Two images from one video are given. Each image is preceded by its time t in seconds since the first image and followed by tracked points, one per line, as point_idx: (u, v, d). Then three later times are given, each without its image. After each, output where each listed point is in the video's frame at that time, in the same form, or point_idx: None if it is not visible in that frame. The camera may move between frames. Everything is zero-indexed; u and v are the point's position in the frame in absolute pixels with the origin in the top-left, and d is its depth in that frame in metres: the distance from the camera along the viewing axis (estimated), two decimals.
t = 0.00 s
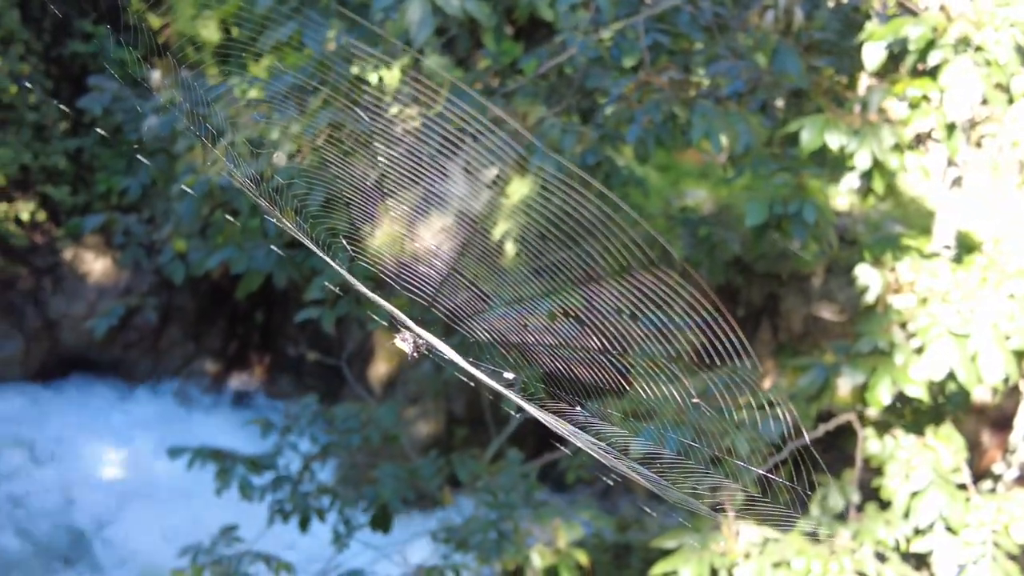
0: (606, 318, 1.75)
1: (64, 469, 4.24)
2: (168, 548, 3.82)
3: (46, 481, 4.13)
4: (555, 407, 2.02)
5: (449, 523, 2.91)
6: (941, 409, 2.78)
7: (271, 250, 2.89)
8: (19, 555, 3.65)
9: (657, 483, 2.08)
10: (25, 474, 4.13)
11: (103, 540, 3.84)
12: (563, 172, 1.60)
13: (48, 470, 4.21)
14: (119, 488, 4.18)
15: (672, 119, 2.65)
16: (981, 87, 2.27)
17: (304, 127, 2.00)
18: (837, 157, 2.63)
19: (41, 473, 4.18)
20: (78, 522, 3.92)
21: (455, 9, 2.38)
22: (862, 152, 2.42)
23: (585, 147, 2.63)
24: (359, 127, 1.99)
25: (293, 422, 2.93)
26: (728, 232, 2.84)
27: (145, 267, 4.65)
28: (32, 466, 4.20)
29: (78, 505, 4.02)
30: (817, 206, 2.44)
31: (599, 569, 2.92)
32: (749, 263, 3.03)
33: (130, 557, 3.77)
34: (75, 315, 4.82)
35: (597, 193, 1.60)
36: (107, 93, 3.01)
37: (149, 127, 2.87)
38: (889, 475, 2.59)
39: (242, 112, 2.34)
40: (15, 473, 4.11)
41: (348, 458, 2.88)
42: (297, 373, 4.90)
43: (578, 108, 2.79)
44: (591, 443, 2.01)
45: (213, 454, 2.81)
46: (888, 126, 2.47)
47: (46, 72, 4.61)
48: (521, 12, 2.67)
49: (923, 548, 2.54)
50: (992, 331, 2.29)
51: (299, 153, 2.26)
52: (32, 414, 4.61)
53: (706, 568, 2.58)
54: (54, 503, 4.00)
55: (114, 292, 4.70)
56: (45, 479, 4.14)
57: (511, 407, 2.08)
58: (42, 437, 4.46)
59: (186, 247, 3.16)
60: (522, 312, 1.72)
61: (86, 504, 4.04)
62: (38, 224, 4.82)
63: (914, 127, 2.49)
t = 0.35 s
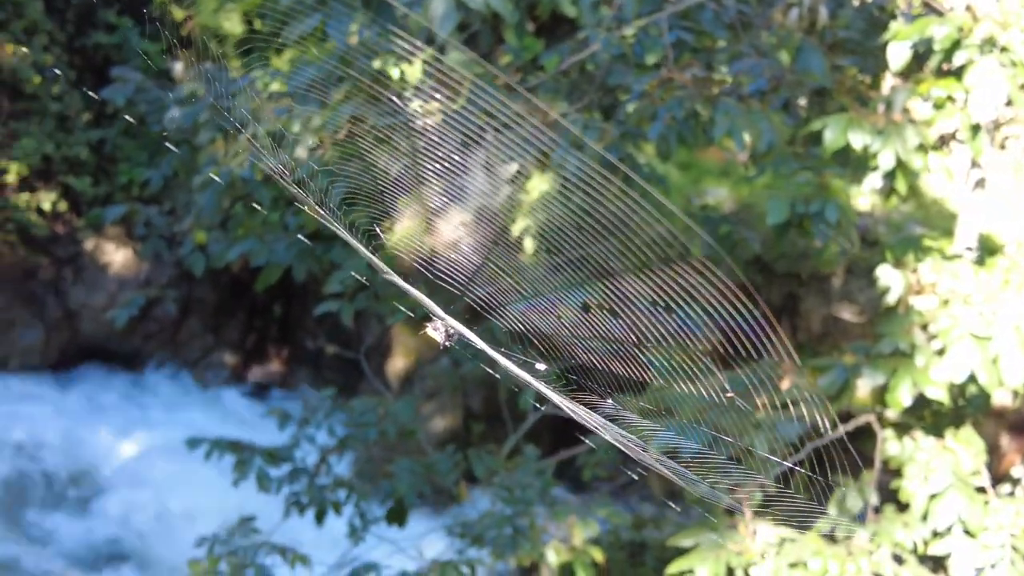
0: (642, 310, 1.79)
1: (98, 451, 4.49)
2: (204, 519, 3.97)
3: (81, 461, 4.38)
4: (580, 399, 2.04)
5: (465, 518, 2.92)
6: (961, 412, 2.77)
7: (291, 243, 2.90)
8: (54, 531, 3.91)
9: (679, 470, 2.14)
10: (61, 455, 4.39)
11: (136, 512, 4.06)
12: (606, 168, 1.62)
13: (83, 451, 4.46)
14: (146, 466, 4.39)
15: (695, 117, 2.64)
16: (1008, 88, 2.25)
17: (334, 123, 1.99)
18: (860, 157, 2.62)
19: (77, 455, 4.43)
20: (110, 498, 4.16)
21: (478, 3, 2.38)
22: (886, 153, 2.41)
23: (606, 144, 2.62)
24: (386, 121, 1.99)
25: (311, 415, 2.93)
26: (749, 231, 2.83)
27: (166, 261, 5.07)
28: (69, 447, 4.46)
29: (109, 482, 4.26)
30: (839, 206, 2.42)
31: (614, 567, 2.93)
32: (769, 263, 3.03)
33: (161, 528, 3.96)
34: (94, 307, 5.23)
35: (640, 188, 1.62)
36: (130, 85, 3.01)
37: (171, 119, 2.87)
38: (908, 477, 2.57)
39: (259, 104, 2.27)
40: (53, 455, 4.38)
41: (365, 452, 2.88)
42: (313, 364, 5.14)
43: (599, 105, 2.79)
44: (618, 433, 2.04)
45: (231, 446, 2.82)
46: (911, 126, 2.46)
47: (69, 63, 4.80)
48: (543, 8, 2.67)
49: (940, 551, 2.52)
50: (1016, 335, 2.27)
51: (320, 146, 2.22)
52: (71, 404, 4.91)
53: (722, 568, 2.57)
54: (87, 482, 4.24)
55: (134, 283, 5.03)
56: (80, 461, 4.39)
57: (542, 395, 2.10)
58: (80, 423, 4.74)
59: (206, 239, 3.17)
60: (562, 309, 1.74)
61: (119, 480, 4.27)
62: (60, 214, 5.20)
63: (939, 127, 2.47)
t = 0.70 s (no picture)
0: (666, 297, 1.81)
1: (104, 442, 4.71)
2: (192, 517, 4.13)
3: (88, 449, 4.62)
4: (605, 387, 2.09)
5: (478, 513, 2.92)
6: (979, 414, 2.75)
7: (309, 235, 2.91)
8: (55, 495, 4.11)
9: (701, 456, 2.22)
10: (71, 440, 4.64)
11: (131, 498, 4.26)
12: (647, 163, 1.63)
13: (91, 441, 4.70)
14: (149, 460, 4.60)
15: (714, 114, 2.63)
16: None
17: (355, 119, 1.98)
18: (880, 156, 2.61)
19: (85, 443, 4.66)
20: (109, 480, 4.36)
21: None
22: (907, 152, 2.40)
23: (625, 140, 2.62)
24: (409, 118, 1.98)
25: (326, 407, 2.94)
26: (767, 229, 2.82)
27: (182, 251, 5.21)
28: (79, 435, 4.71)
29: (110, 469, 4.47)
30: (858, 205, 2.41)
31: (626, 564, 2.93)
32: (786, 262, 3.02)
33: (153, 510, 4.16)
34: (111, 296, 5.42)
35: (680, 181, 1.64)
36: (151, 76, 3.02)
37: (191, 110, 2.88)
38: (924, 478, 2.55)
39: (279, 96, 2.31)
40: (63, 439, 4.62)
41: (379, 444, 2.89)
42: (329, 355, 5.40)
43: (619, 101, 2.79)
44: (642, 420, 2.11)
45: (246, 437, 2.82)
46: (933, 125, 2.45)
47: (91, 54, 5.31)
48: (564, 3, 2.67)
49: (956, 553, 2.51)
50: None
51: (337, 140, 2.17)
52: (84, 404, 5.03)
53: (736, 566, 2.58)
54: (91, 466, 4.47)
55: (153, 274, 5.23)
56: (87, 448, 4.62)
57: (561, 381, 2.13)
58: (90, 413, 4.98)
59: (224, 231, 3.17)
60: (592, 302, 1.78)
61: (117, 470, 4.46)
62: (79, 204, 5.50)
63: (960, 127, 2.45)
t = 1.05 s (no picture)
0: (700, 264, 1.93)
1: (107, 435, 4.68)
2: (197, 509, 4.12)
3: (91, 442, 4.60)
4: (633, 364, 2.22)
5: (491, 506, 2.91)
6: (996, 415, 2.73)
7: (324, 226, 2.90)
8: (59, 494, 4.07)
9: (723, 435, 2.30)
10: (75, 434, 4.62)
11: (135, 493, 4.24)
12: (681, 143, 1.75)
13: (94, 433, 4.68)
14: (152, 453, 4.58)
15: (733, 108, 2.62)
16: None
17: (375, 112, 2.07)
18: (900, 153, 2.59)
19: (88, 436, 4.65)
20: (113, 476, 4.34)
21: None
22: (927, 149, 2.38)
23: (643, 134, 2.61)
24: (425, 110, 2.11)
25: (340, 398, 2.94)
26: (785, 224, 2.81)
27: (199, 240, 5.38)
28: (83, 428, 4.68)
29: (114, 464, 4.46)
30: (878, 201, 2.38)
31: (638, 558, 2.93)
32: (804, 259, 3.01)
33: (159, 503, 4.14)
34: (127, 285, 5.52)
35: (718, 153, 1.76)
36: (169, 65, 3.01)
37: (209, 100, 2.88)
38: (940, 477, 2.52)
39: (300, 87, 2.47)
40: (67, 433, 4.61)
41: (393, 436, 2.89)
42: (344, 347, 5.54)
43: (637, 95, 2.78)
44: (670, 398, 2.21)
45: (260, 426, 2.83)
46: (954, 123, 2.43)
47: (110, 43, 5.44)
48: None
49: (971, 552, 2.47)
50: None
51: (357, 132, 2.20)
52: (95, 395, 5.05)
53: (749, 561, 2.50)
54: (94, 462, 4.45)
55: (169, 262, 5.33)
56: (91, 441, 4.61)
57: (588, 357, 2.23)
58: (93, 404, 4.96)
59: (240, 221, 3.15)
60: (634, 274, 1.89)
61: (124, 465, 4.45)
62: (96, 192, 5.68)
63: (981, 125, 2.43)
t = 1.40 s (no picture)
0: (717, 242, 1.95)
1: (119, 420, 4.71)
2: (208, 501, 4.17)
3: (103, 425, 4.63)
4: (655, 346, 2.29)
5: (504, 498, 2.91)
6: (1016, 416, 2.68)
7: (341, 217, 2.91)
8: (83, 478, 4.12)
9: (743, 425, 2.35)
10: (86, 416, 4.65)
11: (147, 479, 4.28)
12: (700, 138, 1.81)
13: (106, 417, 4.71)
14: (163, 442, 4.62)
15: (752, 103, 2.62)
16: None
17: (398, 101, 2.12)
18: (919, 150, 2.58)
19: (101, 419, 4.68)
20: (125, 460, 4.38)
21: None
22: (947, 146, 2.37)
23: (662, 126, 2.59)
24: (442, 99, 2.16)
25: (354, 388, 2.93)
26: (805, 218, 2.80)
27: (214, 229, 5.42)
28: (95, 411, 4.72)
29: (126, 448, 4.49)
30: (900, 198, 2.39)
31: (650, 552, 3.00)
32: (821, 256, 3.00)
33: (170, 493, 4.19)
34: (144, 273, 5.57)
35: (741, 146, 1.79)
36: (188, 54, 3.01)
37: (227, 89, 2.90)
38: (953, 477, 2.46)
39: (318, 78, 2.57)
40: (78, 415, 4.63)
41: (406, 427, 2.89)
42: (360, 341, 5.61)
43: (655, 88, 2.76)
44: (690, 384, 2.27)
45: (275, 416, 2.83)
46: (975, 120, 2.41)
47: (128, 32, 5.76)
48: None
49: (985, 553, 2.42)
50: None
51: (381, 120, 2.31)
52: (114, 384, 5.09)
53: (762, 557, 2.49)
54: (110, 445, 4.48)
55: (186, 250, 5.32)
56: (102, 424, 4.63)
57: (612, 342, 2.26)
58: (103, 391, 4.99)
59: (257, 210, 3.16)
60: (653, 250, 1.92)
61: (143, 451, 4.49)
62: (112, 180, 5.74)
63: (1003, 122, 2.40)
